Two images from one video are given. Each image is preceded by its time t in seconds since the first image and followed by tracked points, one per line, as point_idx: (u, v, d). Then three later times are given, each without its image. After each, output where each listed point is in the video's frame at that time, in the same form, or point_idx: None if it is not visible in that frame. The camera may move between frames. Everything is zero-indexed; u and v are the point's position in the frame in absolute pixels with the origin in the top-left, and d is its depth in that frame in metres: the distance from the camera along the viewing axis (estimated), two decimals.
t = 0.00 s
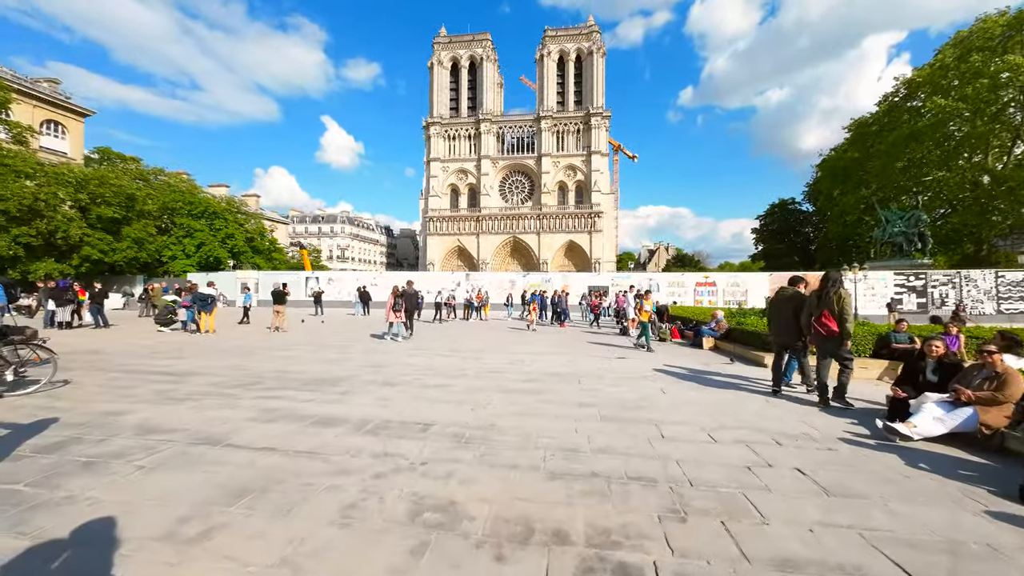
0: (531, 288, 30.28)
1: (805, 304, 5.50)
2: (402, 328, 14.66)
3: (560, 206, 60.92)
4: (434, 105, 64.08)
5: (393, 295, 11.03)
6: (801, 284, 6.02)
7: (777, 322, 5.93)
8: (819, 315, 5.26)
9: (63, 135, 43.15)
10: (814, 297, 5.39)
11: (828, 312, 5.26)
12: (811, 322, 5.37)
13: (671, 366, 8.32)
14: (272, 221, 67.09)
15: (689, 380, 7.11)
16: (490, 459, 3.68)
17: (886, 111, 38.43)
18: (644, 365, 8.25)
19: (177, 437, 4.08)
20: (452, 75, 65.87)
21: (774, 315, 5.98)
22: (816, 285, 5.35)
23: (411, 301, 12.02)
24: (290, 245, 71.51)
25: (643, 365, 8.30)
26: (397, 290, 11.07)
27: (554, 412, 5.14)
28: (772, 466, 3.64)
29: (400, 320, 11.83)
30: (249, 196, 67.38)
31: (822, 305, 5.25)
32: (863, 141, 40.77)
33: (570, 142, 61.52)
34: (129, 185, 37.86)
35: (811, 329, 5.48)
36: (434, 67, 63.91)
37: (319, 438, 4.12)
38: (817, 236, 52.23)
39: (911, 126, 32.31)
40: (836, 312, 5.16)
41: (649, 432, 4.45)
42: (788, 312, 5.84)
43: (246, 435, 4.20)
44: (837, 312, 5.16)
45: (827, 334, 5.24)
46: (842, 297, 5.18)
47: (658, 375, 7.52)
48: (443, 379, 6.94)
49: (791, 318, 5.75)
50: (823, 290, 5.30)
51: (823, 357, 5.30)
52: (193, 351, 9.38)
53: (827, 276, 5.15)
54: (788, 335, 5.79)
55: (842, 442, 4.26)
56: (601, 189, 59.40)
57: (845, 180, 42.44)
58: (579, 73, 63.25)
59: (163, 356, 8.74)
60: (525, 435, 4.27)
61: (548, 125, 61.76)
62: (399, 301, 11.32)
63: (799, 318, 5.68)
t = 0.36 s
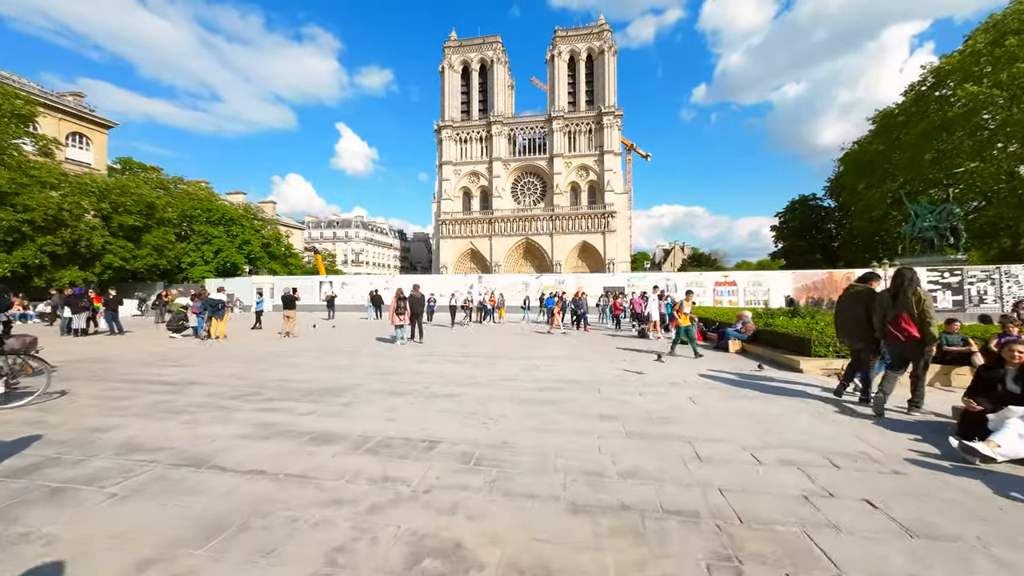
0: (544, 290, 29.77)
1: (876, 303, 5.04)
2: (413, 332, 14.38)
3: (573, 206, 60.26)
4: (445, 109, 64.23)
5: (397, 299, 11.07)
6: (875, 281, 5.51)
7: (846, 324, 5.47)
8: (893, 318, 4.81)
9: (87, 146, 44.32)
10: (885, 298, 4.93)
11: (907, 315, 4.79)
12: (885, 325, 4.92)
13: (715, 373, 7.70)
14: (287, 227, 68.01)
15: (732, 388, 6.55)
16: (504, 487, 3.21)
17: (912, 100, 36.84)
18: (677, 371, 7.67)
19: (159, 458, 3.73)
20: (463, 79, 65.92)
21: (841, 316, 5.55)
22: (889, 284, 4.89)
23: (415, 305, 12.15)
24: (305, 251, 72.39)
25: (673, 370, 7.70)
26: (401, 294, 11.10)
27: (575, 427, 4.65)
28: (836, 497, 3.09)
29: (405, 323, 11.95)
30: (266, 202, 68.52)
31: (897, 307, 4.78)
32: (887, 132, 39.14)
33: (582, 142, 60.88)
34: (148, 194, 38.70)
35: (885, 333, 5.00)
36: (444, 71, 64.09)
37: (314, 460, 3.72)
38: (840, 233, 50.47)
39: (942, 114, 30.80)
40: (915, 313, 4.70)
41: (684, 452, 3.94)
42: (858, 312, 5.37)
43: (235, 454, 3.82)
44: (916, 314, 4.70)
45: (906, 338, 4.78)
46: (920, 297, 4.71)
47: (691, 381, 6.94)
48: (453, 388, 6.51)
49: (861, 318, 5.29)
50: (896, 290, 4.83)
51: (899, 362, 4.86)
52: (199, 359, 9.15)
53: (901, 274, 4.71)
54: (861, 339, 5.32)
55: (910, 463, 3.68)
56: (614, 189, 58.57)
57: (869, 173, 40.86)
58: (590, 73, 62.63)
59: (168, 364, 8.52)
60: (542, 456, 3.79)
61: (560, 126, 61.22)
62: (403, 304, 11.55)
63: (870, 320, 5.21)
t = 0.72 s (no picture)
0: (554, 291, 29.27)
1: (946, 299, 4.64)
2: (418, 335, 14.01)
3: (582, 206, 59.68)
4: (453, 112, 64.22)
5: (397, 302, 10.89)
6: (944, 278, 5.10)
7: (910, 324, 5.07)
8: (968, 313, 4.41)
9: (102, 154, 45.05)
10: (956, 292, 4.53)
11: (983, 309, 4.37)
12: (957, 321, 4.52)
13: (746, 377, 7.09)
14: (298, 231, 68.52)
15: (761, 393, 6.00)
16: (511, 517, 2.74)
17: (933, 91, 35.57)
18: (702, 376, 7.07)
19: (124, 478, 3.33)
20: (470, 81, 65.85)
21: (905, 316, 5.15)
22: (959, 278, 4.52)
23: (417, 306, 11.99)
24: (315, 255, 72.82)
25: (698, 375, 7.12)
26: (402, 295, 10.89)
27: (592, 440, 4.16)
28: (909, 531, 2.57)
29: (406, 324, 11.86)
30: (276, 207, 69.14)
31: (970, 302, 4.39)
32: (906, 125, 37.87)
33: (590, 142, 60.29)
34: (160, 200, 39.14)
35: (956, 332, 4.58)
36: (451, 74, 64.12)
37: (296, 481, 3.29)
38: (858, 229, 49.04)
39: (966, 104, 29.63)
40: (991, 308, 4.31)
41: (719, 471, 3.42)
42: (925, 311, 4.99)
43: (209, 473, 3.41)
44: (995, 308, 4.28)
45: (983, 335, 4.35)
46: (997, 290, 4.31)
47: (718, 387, 6.34)
48: (457, 395, 6.05)
49: (929, 316, 4.89)
50: (969, 283, 4.44)
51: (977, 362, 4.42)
52: (197, 365, 8.83)
53: (971, 266, 4.37)
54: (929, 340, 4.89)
55: (988, 485, 3.13)
56: (624, 188, 57.84)
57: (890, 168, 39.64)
58: (597, 72, 62.07)
59: (165, 370, 8.23)
60: (554, 477, 3.33)
61: (568, 126, 60.77)
62: (405, 306, 11.43)
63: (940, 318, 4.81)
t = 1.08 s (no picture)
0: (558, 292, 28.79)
1: (1012, 301, 4.23)
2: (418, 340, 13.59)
3: (585, 208, 59.17)
4: (455, 114, 64.03)
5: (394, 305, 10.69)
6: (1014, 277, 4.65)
7: (973, 328, 4.70)
8: None
9: (107, 158, 45.11)
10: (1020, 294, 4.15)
11: None
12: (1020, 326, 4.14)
13: (765, 386, 6.59)
14: (301, 234, 68.49)
15: (784, 404, 5.53)
16: (510, 566, 2.31)
17: (944, 87, 34.80)
18: (720, 386, 6.59)
19: (71, 512, 2.93)
20: (473, 83, 65.62)
21: (968, 319, 4.76)
22: None
23: (416, 309, 11.77)
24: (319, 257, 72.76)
25: (715, 385, 6.62)
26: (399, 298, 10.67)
27: (602, 463, 3.70)
28: None
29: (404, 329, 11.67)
30: (280, 210, 69.16)
31: None
32: (917, 122, 37.07)
33: (594, 143, 59.83)
34: (163, 203, 39.14)
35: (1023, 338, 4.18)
36: (454, 76, 63.96)
37: (263, 517, 2.86)
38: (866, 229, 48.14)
39: (979, 100, 28.91)
40: None
41: (750, 504, 2.97)
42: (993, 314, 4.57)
43: (167, 507, 2.99)
44: None
45: None
46: None
47: (738, 398, 5.84)
48: (454, 408, 5.60)
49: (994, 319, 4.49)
50: None
51: None
52: (186, 373, 8.46)
53: None
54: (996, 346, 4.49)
55: None
56: (628, 189, 57.28)
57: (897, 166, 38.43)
58: (601, 72, 61.66)
59: (151, 379, 7.86)
60: (561, 510, 2.89)
61: (571, 127, 60.39)
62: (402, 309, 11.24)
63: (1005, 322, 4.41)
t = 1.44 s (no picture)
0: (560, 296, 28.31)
1: None
2: (416, 345, 13.11)
3: (587, 211, 58.78)
4: (456, 118, 63.84)
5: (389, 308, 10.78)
6: None
7: None
8: None
9: (106, 162, 44.87)
10: None
11: None
12: None
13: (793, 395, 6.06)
14: (301, 238, 68.17)
15: (814, 417, 5.03)
16: None
17: (949, 88, 34.43)
18: (741, 396, 6.09)
19: None
20: (474, 86, 65.46)
21: None
22: None
23: (410, 313, 11.97)
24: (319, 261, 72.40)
25: (735, 396, 6.12)
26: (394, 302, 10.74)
27: (620, 490, 3.23)
28: None
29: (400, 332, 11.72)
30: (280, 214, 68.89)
31: None
32: (922, 123, 36.64)
33: (595, 146, 59.52)
34: (161, 206, 38.85)
35: None
36: (455, 80, 63.82)
37: (221, 560, 2.41)
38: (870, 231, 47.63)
39: (986, 100, 28.51)
40: None
41: (800, 545, 2.49)
42: None
43: (109, 548, 2.52)
44: None
45: None
46: None
47: (762, 410, 5.34)
48: (452, 421, 5.13)
49: None
50: None
51: None
52: (169, 381, 7.98)
53: None
54: None
55: None
56: (629, 192, 56.89)
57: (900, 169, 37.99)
58: (602, 76, 61.49)
59: (130, 387, 7.38)
60: (576, 553, 2.43)
61: (572, 130, 60.14)
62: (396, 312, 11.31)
63: None
